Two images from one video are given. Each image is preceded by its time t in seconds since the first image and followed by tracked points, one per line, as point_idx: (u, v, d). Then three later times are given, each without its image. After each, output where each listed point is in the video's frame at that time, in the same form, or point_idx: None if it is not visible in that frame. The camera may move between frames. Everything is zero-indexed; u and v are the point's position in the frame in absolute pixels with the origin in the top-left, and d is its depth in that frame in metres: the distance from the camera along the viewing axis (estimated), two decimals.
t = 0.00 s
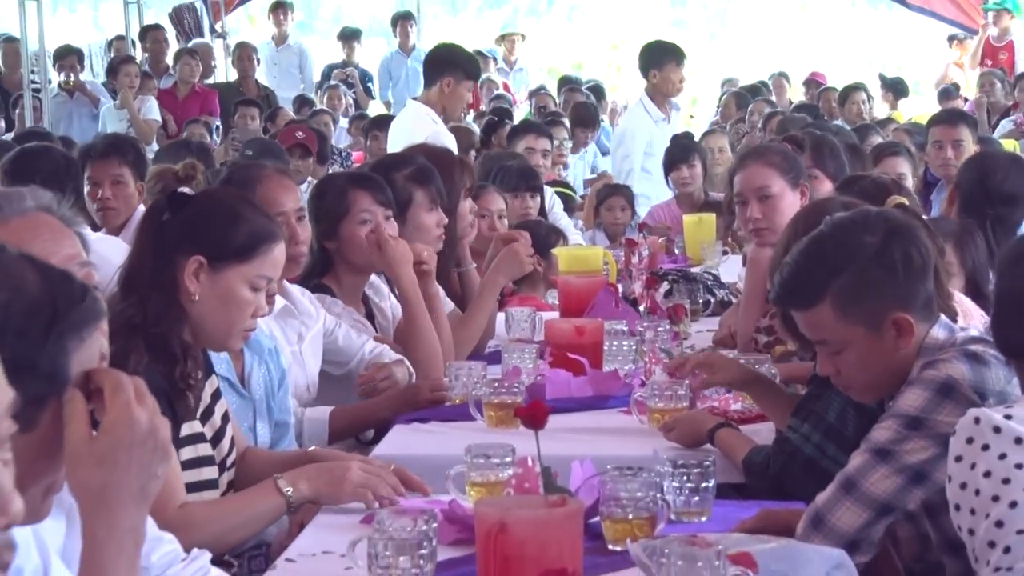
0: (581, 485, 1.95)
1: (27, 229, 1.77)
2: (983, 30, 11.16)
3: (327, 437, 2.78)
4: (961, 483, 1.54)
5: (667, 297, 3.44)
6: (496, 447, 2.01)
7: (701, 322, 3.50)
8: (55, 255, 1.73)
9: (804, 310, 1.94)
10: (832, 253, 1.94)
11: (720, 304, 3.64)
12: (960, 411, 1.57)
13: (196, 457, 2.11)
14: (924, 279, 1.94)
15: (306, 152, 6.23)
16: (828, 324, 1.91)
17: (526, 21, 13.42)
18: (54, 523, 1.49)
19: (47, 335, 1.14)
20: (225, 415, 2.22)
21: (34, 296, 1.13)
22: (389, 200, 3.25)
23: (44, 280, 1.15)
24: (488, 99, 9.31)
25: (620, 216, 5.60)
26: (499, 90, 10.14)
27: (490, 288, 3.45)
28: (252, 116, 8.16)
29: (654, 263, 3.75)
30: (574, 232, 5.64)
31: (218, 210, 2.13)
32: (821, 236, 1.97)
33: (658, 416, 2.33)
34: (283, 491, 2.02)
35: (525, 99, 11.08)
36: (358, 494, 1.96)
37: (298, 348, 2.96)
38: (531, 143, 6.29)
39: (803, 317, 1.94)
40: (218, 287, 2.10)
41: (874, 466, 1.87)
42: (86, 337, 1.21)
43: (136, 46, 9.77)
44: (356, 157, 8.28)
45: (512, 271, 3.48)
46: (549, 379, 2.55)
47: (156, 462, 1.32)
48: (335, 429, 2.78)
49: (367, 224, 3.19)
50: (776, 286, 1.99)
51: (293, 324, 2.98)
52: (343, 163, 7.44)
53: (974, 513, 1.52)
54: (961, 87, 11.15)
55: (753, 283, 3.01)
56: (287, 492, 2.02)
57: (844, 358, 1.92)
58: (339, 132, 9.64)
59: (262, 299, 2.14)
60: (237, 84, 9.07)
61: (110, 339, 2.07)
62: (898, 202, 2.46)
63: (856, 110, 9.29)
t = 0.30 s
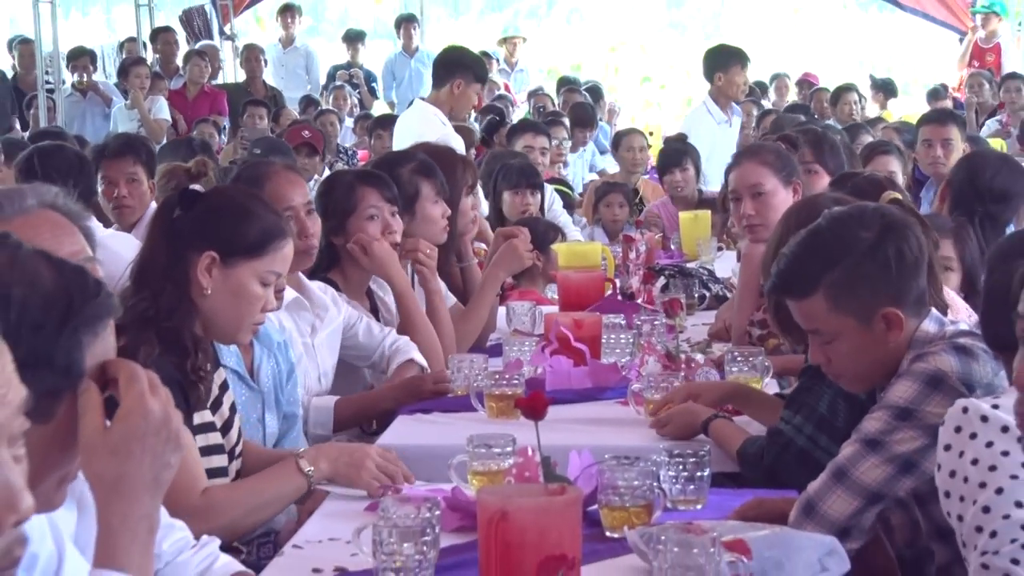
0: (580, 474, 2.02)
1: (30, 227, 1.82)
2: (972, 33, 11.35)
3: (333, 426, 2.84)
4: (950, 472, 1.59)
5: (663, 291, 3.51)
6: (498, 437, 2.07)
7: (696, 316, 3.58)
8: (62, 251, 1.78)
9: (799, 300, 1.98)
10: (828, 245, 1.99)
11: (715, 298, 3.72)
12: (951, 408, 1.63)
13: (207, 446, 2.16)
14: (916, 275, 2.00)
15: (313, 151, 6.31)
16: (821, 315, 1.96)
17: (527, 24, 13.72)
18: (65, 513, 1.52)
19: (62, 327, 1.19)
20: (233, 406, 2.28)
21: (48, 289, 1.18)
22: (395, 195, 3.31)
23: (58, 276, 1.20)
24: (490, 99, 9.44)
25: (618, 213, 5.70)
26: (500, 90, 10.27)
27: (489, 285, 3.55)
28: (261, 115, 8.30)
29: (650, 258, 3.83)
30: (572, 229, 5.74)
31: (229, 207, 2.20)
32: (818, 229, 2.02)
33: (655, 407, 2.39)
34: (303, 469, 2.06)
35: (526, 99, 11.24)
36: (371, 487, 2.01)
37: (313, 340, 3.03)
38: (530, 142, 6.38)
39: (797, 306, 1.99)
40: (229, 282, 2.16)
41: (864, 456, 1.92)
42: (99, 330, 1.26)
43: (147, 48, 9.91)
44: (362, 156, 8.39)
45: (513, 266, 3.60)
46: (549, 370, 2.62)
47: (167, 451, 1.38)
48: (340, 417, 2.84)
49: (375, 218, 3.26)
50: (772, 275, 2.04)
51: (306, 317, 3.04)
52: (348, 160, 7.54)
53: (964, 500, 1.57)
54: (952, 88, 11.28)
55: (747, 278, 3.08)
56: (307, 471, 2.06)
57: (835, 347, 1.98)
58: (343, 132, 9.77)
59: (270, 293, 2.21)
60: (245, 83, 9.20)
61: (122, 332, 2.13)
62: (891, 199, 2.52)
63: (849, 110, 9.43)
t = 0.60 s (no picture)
0: (579, 461, 2.08)
1: (58, 223, 1.80)
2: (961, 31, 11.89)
3: (339, 414, 2.90)
4: (937, 459, 1.67)
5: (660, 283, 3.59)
6: (500, 425, 2.13)
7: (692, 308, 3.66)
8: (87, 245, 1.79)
9: (794, 278, 2.07)
10: (830, 233, 2.05)
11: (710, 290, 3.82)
12: (938, 395, 1.71)
13: (217, 432, 2.22)
14: (911, 276, 2.02)
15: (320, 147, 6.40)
16: (809, 296, 2.04)
17: (528, 24, 14.07)
18: (82, 500, 1.57)
19: (70, 326, 1.21)
20: (242, 394, 2.34)
21: (54, 288, 1.21)
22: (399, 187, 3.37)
23: (65, 276, 1.23)
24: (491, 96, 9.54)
25: (618, 208, 5.77)
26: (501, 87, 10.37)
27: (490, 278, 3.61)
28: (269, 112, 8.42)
29: (647, 252, 3.91)
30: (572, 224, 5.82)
31: (238, 200, 2.26)
32: (825, 215, 2.08)
33: (652, 396, 2.45)
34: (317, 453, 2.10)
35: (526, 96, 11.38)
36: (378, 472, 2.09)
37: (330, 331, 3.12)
38: (531, 139, 6.46)
39: (793, 283, 2.08)
40: (239, 273, 2.22)
41: (855, 445, 1.97)
42: (106, 326, 1.29)
43: (158, 46, 10.01)
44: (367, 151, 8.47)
45: (515, 259, 3.65)
46: (550, 360, 2.69)
47: (177, 436, 1.41)
48: (347, 406, 2.90)
49: (382, 210, 3.32)
50: (778, 249, 2.12)
51: (325, 307, 3.12)
52: (353, 156, 7.63)
53: (949, 485, 1.65)
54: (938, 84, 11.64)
55: (742, 270, 3.15)
56: (320, 453, 2.10)
57: (821, 328, 2.06)
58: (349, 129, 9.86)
59: (278, 284, 2.28)
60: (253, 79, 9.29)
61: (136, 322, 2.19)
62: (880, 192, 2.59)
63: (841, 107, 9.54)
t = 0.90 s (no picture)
0: (580, 450, 2.14)
1: (115, 220, 1.77)
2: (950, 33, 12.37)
3: (345, 405, 2.96)
4: (929, 448, 1.71)
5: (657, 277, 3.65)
6: (502, 415, 2.20)
7: (689, 302, 3.72)
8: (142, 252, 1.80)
9: (794, 263, 2.12)
10: (833, 223, 2.11)
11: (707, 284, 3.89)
12: (931, 385, 1.76)
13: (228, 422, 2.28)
14: (909, 273, 2.08)
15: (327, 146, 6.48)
16: (808, 283, 2.10)
17: (530, 26, 14.10)
18: (100, 489, 1.65)
19: (85, 323, 1.25)
20: (252, 386, 2.41)
21: (67, 286, 1.24)
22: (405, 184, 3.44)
23: (75, 273, 1.26)
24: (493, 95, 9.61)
25: (617, 204, 5.84)
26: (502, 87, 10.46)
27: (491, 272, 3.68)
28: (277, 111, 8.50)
29: (646, 246, 3.98)
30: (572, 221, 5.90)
31: (249, 196, 2.32)
32: (830, 205, 2.13)
33: (650, 387, 2.52)
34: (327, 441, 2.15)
35: (527, 96, 11.47)
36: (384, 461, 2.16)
37: (342, 322, 3.19)
38: (531, 137, 6.54)
39: (794, 269, 2.13)
40: (250, 267, 2.29)
41: (850, 434, 2.03)
42: (117, 318, 1.33)
43: (170, 47, 10.08)
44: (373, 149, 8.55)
45: (515, 255, 3.71)
46: (551, 352, 2.76)
47: (191, 428, 1.44)
48: (354, 397, 2.96)
49: (389, 207, 3.39)
50: (781, 234, 2.17)
51: (338, 300, 3.18)
52: (360, 155, 7.71)
53: (942, 472, 1.69)
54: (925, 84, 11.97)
55: (737, 264, 3.21)
56: (332, 441, 2.15)
57: (816, 314, 2.12)
58: (355, 126, 9.94)
59: (287, 277, 2.35)
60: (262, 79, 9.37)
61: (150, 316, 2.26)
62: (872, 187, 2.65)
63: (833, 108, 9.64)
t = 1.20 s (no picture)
0: (581, 443, 2.19)
1: (153, 222, 1.84)
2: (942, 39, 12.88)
3: (354, 399, 3.03)
4: (928, 440, 1.78)
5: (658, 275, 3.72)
6: (506, 409, 2.26)
7: (688, 300, 3.79)
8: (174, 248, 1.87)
9: (795, 256, 2.17)
10: (838, 221, 2.16)
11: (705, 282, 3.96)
12: (930, 379, 1.81)
13: (240, 415, 2.34)
14: (906, 275, 2.15)
15: (336, 147, 6.54)
16: (808, 276, 2.15)
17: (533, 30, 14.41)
18: (120, 480, 1.71)
19: (109, 321, 1.31)
20: (263, 380, 2.47)
21: (89, 284, 1.30)
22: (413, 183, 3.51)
23: (97, 272, 1.32)
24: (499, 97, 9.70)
25: (617, 203, 5.90)
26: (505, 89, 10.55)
27: (495, 268, 3.75)
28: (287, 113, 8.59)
29: (646, 245, 4.05)
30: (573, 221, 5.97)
31: (263, 196, 2.39)
32: (835, 203, 2.19)
33: (650, 381, 2.58)
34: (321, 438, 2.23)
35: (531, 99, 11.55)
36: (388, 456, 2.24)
37: (352, 317, 3.26)
38: (531, 139, 6.62)
39: (793, 261, 2.18)
40: (264, 266, 2.35)
41: (844, 428, 2.08)
42: (137, 316, 1.39)
43: (183, 52, 10.15)
44: (379, 150, 8.62)
45: (519, 251, 3.77)
46: (553, 347, 2.82)
47: (206, 424, 1.48)
48: (362, 390, 3.02)
49: (399, 206, 3.45)
50: (784, 227, 2.22)
51: (346, 295, 3.26)
52: (366, 154, 7.77)
53: (939, 466, 1.76)
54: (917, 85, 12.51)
55: (735, 262, 3.28)
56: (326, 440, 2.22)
57: (812, 308, 2.17)
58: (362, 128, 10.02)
59: (299, 275, 2.42)
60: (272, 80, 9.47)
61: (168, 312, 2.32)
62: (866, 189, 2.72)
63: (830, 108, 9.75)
